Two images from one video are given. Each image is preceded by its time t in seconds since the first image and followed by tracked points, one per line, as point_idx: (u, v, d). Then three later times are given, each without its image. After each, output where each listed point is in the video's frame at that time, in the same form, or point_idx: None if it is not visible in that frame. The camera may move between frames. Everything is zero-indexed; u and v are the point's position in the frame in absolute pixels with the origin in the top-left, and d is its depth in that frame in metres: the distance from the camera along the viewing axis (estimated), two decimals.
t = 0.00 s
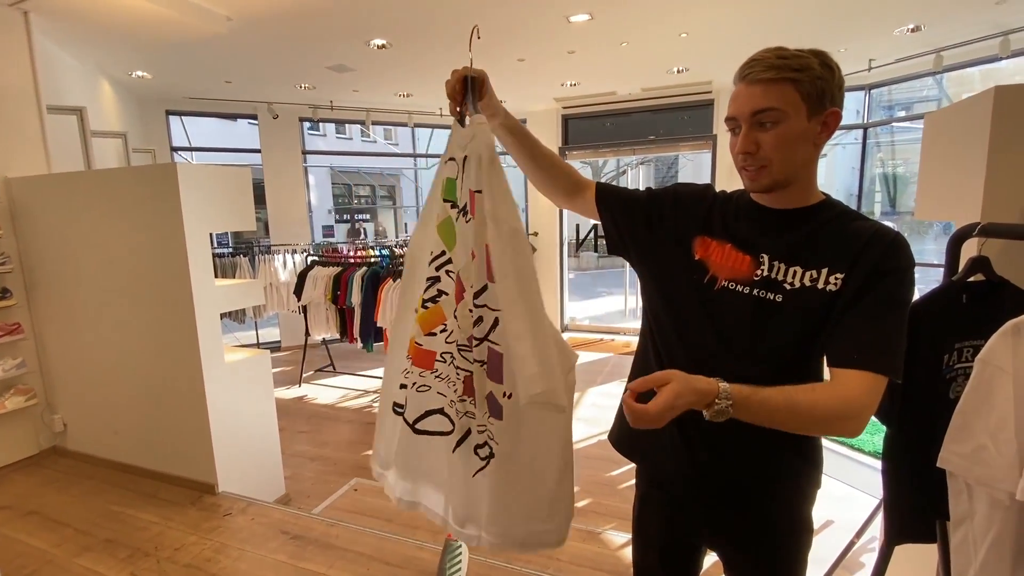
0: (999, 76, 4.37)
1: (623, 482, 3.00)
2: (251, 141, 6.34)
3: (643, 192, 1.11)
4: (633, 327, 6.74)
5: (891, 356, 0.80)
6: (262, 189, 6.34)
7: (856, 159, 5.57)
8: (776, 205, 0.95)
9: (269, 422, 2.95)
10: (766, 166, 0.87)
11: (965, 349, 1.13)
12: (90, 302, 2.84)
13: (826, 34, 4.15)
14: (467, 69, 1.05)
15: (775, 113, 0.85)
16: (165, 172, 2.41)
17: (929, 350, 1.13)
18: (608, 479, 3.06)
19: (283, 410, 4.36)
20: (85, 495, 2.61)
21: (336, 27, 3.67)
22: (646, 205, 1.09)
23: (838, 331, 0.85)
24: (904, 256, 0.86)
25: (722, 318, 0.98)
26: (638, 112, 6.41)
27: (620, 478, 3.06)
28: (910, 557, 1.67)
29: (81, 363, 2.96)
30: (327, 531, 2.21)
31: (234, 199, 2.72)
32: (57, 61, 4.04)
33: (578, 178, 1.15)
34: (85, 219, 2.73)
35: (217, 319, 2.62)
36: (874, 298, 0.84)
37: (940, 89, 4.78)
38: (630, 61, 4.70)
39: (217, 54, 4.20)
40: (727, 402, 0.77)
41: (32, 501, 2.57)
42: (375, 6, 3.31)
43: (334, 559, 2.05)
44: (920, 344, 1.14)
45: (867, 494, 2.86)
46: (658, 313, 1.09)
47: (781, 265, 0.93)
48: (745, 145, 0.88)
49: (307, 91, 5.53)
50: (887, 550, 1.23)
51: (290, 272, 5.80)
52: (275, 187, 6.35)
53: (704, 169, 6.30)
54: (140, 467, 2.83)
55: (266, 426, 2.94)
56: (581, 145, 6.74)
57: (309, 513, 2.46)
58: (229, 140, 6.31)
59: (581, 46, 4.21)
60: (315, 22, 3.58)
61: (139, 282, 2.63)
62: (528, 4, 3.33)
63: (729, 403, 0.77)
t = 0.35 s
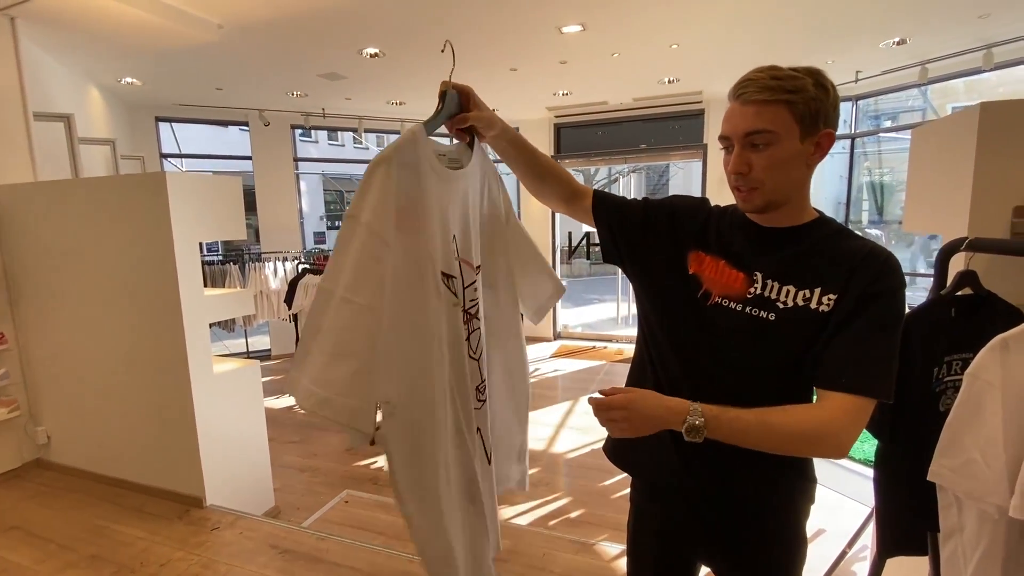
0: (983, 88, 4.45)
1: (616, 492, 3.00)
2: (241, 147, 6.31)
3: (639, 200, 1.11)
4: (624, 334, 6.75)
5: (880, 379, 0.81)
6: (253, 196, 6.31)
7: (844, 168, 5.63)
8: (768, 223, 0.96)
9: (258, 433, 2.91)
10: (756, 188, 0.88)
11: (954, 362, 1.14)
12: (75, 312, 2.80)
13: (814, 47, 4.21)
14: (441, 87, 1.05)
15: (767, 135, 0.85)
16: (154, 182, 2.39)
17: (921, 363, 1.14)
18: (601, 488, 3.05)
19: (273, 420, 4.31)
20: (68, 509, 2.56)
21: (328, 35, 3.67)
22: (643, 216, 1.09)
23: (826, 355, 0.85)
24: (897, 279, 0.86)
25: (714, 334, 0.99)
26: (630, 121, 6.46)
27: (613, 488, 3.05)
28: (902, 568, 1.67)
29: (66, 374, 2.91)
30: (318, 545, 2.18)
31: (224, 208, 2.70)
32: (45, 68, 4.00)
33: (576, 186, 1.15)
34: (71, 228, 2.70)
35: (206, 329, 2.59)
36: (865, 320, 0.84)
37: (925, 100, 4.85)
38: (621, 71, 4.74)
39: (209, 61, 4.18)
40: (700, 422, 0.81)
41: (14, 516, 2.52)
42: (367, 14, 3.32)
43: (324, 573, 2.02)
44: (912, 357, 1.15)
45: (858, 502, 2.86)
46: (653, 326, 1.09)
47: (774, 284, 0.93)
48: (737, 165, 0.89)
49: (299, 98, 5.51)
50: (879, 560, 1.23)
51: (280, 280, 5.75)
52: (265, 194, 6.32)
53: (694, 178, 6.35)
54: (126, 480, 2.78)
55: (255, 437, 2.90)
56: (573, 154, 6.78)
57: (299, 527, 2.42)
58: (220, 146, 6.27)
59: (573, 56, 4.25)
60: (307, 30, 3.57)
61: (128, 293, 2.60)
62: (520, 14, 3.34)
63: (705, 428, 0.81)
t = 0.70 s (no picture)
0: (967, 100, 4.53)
1: (608, 500, 2.99)
2: (232, 154, 6.28)
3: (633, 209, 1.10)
4: (616, 341, 6.76)
5: (860, 398, 0.83)
6: (243, 202, 6.27)
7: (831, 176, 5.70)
8: (761, 236, 0.97)
9: (245, 443, 2.87)
10: (754, 202, 0.88)
11: (941, 372, 1.14)
12: (59, 320, 2.76)
13: (801, 58, 4.28)
14: (447, 92, 0.97)
15: (772, 150, 0.86)
16: (142, 189, 2.36)
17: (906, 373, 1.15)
18: (593, 497, 3.04)
19: (261, 429, 4.26)
20: (49, 522, 2.50)
21: (319, 43, 3.69)
22: (637, 224, 1.07)
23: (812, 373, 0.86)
24: (889, 300, 0.87)
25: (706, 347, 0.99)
26: (621, 130, 6.51)
27: (605, 496, 3.04)
28: None
29: (49, 383, 2.86)
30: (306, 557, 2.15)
31: (213, 215, 2.68)
32: (33, 74, 3.97)
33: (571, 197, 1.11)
34: (56, 235, 2.66)
35: (193, 338, 2.56)
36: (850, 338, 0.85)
37: (910, 111, 4.94)
38: (612, 81, 4.78)
39: (199, 68, 4.17)
40: (671, 426, 0.83)
41: None
42: (359, 23, 3.33)
43: None
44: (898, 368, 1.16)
45: (848, 509, 2.87)
46: (645, 335, 1.09)
47: (764, 299, 0.94)
48: (738, 177, 0.89)
49: (290, 105, 5.50)
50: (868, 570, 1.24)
51: (270, 287, 5.72)
52: (255, 200, 6.28)
53: (684, 186, 6.41)
54: (110, 492, 2.73)
55: (242, 447, 2.86)
56: (564, 161, 6.81)
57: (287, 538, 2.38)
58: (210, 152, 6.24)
59: (565, 66, 4.28)
60: (298, 37, 3.57)
61: (114, 301, 2.56)
62: (510, 24, 3.36)
63: (674, 433, 0.83)
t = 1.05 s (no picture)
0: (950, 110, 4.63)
1: (599, 507, 2.98)
2: (222, 158, 6.24)
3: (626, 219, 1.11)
4: (607, 347, 6.78)
5: (851, 404, 0.84)
6: (232, 207, 6.23)
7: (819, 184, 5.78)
8: (754, 245, 0.98)
9: (233, 450, 2.84)
10: (749, 210, 0.90)
11: (926, 378, 1.17)
12: (43, 325, 2.72)
13: (789, 68, 4.34)
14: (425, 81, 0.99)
15: (767, 158, 0.87)
16: (130, 193, 2.34)
17: (892, 380, 1.17)
18: (584, 503, 3.04)
19: (249, 436, 4.21)
20: (31, 531, 2.46)
21: (312, 48, 3.68)
22: (632, 233, 1.10)
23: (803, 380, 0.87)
24: (878, 309, 0.88)
25: (697, 353, 1.00)
26: (612, 137, 6.56)
27: (596, 502, 3.04)
28: None
29: (32, 389, 2.82)
30: (294, 565, 2.12)
31: (203, 220, 2.66)
32: (20, 76, 3.93)
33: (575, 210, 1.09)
34: (41, 239, 2.63)
35: (181, 343, 2.53)
36: (838, 346, 0.87)
37: (895, 120, 5.02)
38: (603, 88, 4.82)
39: (189, 71, 4.14)
40: (664, 439, 0.83)
41: None
42: (351, 28, 3.34)
43: None
44: (884, 374, 1.18)
45: (836, 514, 2.89)
46: (639, 342, 1.10)
47: (756, 307, 0.95)
48: (734, 185, 0.90)
49: (281, 110, 5.48)
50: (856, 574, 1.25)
51: (259, 292, 5.68)
52: (245, 205, 6.24)
53: (675, 193, 6.46)
54: (95, 500, 2.68)
55: (230, 454, 2.82)
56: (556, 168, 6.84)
57: (275, 547, 2.36)
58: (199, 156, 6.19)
59: (556, 73, 4.31)
60: (290, 42, 3.56)
61: (100, 306, 2.53)
62: (502, 31, 3.39)
63: (668, 447, 0.83)
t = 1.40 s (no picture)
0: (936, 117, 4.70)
1: (591, 510, 2.99)
2: (213, 160, 6.20)
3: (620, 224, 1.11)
4: (599, 351, 6.79)
5: (848, 404, 0.86)
6: (223, 209, 6.19)
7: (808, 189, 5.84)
8: (747, 249, 0.99)
9: (222, 454, 2.81)
10: (740, 215, 0.91)
11: (911, 381, 1.19)
12: (29, 327, 2.69)
13: (778, 75, 4.40)
14: (413, 71, 1.01)
15: (759, 164, 0.88)
16: (119, 195, 2.32)
17: (881, 384, 1.18)
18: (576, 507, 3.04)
19: (239, 440, 4.18)
20: (15, 536, 2.42)
21: (305, 50, 3.67)
22: (626, 238, 1.09)
23: (796, 384, 0.88)
24: (870, 309, 0.90)
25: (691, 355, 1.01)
26: (604, 142, 6.60)
27: (589, 505, 3.04)
28: None
29: (18, 392, 2.78)
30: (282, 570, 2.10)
31: (193, 221, 2.64)
32: (7, 76, 3.89)
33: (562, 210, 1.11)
34: (28, 241, 2.60)
35: (170, 346, 2.51)
36: (834, 350, 0.88)
37: (882, 127, 5.10)
38: (595, 93, 4.85)
39: (179, 73, 4.12)
40: (664, 425, 0.86)
41: None
42: (345, 31, 3.34)
43: None
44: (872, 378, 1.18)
45: (826, 516, 2.91)
46: (633, 345, 1.10)
47: (749, 310, 0.96)
48: (726, 190, 0.91)
49: (273, 112, 5.45)
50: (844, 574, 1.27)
51: (250, 295, 5.64)
52: (236, 207, 6.20)
53: (666, 197, 6.50)
54: (80, 506, 2.65)
55: (219, 458, 2.80)
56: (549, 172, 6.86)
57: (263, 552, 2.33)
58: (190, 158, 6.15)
59: (549, 78, 4.33)
60: (283, 44, 3.55)
61: (87, 308, 2.50)
62: (495, 35, 3.40)
63: (665, 432, 0.86)
